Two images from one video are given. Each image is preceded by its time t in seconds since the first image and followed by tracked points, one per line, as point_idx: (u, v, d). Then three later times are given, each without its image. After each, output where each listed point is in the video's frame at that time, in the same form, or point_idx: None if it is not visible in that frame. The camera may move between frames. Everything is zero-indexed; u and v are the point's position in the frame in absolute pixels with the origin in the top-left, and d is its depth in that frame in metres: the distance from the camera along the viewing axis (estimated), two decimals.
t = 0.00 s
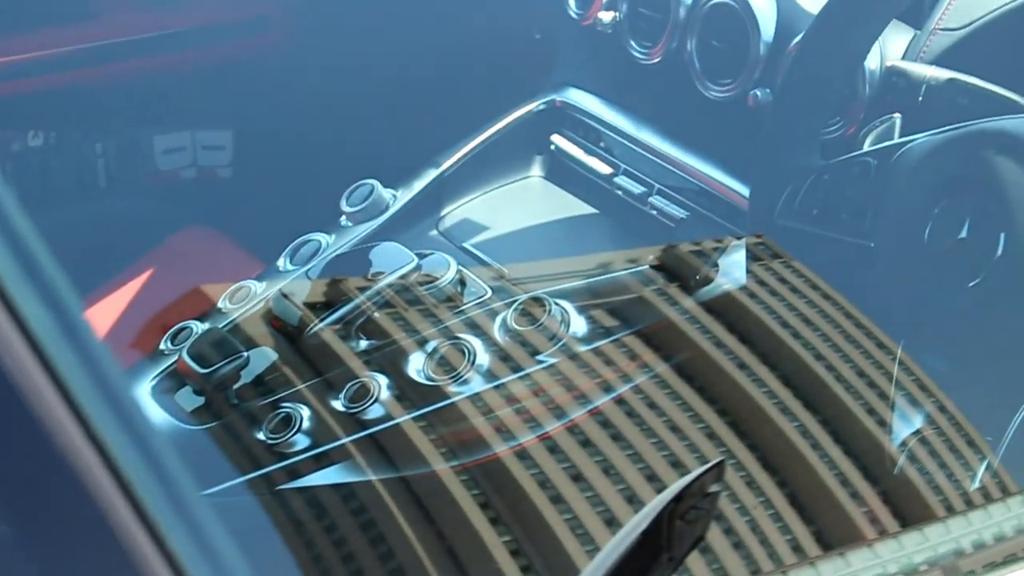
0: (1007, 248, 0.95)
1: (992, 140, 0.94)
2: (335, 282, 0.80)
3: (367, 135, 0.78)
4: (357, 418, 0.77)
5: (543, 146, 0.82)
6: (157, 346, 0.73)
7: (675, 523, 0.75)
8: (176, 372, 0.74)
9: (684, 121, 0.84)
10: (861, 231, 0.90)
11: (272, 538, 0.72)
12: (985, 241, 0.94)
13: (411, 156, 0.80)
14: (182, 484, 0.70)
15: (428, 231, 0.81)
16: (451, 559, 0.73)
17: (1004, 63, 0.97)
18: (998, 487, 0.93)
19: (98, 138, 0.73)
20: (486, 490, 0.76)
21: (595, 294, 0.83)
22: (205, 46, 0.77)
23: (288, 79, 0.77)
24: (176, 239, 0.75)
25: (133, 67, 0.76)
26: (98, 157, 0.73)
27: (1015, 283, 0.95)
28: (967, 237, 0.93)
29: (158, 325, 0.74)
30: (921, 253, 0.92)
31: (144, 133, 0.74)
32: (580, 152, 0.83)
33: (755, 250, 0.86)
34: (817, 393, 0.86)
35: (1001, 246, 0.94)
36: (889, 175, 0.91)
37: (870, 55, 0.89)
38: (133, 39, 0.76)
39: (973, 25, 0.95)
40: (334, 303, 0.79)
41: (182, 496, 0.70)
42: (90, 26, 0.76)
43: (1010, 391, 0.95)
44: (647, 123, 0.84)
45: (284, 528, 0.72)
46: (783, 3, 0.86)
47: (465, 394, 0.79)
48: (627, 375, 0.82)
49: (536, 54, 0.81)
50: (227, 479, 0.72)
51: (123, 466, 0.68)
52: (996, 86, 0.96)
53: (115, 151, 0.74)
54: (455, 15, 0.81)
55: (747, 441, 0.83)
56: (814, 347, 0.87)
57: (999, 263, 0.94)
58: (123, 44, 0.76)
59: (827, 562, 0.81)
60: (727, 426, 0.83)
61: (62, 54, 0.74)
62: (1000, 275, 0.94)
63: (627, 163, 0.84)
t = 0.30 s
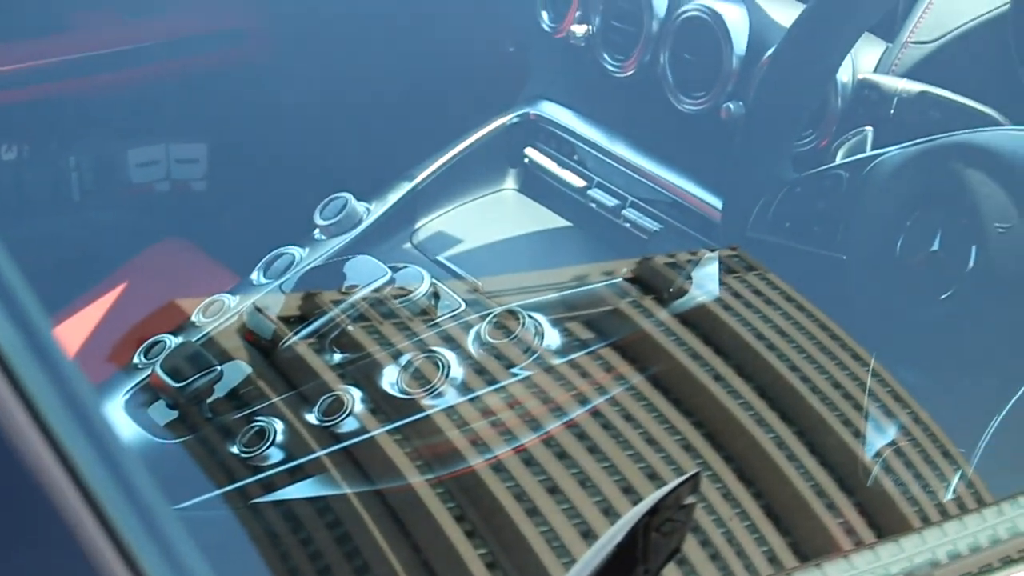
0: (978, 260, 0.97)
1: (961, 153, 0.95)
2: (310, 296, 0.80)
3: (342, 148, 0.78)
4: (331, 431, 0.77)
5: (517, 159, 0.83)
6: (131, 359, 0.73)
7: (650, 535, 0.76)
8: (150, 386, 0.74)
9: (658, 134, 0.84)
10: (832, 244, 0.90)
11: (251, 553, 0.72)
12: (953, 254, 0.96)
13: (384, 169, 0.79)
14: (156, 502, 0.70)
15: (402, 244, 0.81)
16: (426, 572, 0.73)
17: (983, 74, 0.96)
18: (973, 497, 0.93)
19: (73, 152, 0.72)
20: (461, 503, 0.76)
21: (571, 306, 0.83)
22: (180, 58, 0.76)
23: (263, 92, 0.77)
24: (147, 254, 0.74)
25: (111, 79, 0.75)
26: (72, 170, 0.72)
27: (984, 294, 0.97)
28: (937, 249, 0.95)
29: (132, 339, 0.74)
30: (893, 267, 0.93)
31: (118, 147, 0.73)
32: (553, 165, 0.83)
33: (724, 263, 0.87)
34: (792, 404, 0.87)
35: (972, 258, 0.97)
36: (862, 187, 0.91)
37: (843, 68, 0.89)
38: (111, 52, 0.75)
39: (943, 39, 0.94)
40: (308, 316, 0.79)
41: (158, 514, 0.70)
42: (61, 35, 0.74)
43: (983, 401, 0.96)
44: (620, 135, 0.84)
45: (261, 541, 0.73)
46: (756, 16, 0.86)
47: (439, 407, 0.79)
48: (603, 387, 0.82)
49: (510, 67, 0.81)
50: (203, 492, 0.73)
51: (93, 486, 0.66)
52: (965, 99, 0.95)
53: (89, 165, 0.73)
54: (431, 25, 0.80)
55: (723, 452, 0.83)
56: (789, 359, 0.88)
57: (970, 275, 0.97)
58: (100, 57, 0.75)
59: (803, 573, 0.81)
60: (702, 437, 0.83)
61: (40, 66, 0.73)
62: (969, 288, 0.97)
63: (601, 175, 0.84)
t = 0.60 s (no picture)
0: (957, 264, 0.96)
1: (940, 157, 0.95)
2: (291, 301, 0.79)
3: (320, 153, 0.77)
4: (312, 436, 0.76)
5: (497, 164, 0.82)
6: (110, 365, 0.73)
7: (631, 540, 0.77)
8: (129, 392, 0.73)
9: (638, 139, 0.84)
10: (812, 248, 0.90)
11: (233, 558, 0.72)
12: (937, 257, 0.95)
13: (362, 173, 0.79)
14: (135, 508, 0.70)
15: (382, 249, 0.80)
16: None
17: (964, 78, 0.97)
18: (954, 500, 0.94)
19: (53, 157, 0.73)
20: (444, 508, 0.76)
21: (553, 310, 0.82)
22: (160, 63, 0.76)
23: (242, 96, 0.76)
24: (127, 259, 0.75)
25: (87, 84, 0.74)
26: (52, 176, 0.73)
27: (964, 299, 0.96)
28: (916, 254, 0.94)
29: (113, 344, 0.74)
30: (873, 272, 0.92)
31: (97, 152, 0.74)
32: (533, 169, 0.82)
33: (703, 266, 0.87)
34: (774, 408, 0.87)
35: (951, 261, 0.95)
36: (841, 192, 0.91)
37: (823, 72, 0.90)
38: (90, 58, 0.75)
39: (923, 43, 0.94)
40: (289, 321, 0.79)
41: (132, 519, 0.70)
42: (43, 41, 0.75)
43: (964, 405, 0.96)
44: (600, 139, 0.84)
45: (243, 548, 0.73)
46: (736, 21, 0.86)
47: (420, 411, 0.79)
48: (584, 391, 0.82)
49: (490, 72, 0.81)
50: (185, 496, 0.73)
51: (71, 494, 0.67)
52: (947, 103, 0.95)
53: (69, 171, 0.73)
54: (412, 31, 0.80)
55: (705, 456, 0.83)
56: (770, 362, 0.88)
57: (949, 278, 0.95)
58: (81, 63, 0.75)
59: None
60: (684, 441, 0.83)
61: (19, 71, 0.73)
62: (949, 293, 0.96)
63: (582, 179, 0.83)
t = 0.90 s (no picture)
0: (941, 268, 0.96)
1: (925, 160, 0.95)
2: (277, 305, 0.79)
3: (303, 158, 0.77)
4: (298, 440, 0.77)
5: (483, 167, 0.81)
6: (96, 369, 0.73)
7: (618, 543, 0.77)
8: (114, 398, 0.73)
9: (624, 143, 0.84)
10: (796, 252, 0.90)
11: (220, 563, 0.72)
12: (920, 261, 0.95)
13: (348, 178, 0.78)
14: (120, 514, 0.70)
15: (368, 253, 0.80)
16: None
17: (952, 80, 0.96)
18: (940, 503, 0.95)
19: (37, 162, 0.73)
20: (430, 512, 0.77)
21: (540, 313, 0.83)
22: (143, 66, 0.76)
23: (227, 100, 0.76)
24: (112, 264, 0.74)
25: (71, 88, 0.74)
26: (37, 181, 0.73)
27: (947, 303, 0.97)
28: (901, 258, 0.94)
29: (99, 349, 0.74)
30: (857, 277, 0.92)
31: (82, 157, 0.74)
32: (519, 173, 0.82)
33: (688, 269, 0.87)
34: (760, 410, 0.87)
35: (935, 265, 0.96)
36: (826, 194, 0.91)
37: (807, 76, 0.89)
38: (75, 61, 0.75)
39: (908, 46, 0.94)
40: (275, 325, 0.79)
41: (117, 526, 0.70)
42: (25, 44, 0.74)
43: (948, 407, 0.97)
44: (586, 143, 0.83)
45: (229, 552, 0.73)
46: (721, 25, 0.86)
47: (406, 416, 0.79)
48: (571, 394, 0.82)
49: (476, 76, 0.81)
50: (170, 501, 0.73)
51: (53, 500, 0.67)
52: (931, 107, 0.95)
53: (53, 176, 0.73)
54: (396, 34, 0.80)
55: (692, 460, 0.83)
56: (757, 366, 0.88)
57: (932, 282, 0.96)
58: (64, 66, 0.75)
59: None
60: (670, 444, 0.83)
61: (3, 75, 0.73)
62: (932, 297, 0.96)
63: (567, 183, 0.83)
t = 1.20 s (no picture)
0: (923, 274, 0.96)
1: (908, 167, 0.95)
2: (261, 311, 0.79)
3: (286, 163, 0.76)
4: (281, 447, 0.77)
5: (466, 173, 0.82)
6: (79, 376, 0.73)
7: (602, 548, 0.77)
8: (97, 404, 0.73)
9: (606, 149, 0.84)
10: (779, 258, 0.89)
11: (202, 569, 0.73)
12: (903, 266, 0.95)
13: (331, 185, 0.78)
14: (101, 522, 0.70)
15: (351, 260, 0.80)
16: None
17: (936, 84, 0.96)
18: (923, 508, 0.95)
19: (21, 169, 0.73)
20: (414, 518, 0.77)
21: (524, 319, 0.83)
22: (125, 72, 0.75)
23: (210, 105, 0.75)
24: (96, 272, 0.74)
25: (54, 95, 0.74)
26: (20, 187, 0.73)
27: (930, 306, 0.97)
28: (883, 263, 0.94)
29: (82, 356, 0.73)
30: (839, 284, 0.92)
31: (65, 163, 0.73)
32: (501, 180, 0.82)
33: (672, 275, 0.87)
34: (743, 415, 0.88)
35: (916, 271, 0.96)
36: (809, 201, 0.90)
37: (790, 82, 0.89)
38: (56, 67, 0.74)
39: (890, 52, 0.93)
40: (258, 331, 0.79)
41: (100, 534, 0.70)
42: (8, 53, 0.74)
43: (931, 411, 0.97)
44: (569, 149, 0.84)
45: (213, 559, 0.73)
46: (704, 31, 0.86)
47: (390, 422, 0.79)
48: (555, 400, 0.83)
49: (458, 82, 0.81)
50: (154, 508, 0.73)
51: (35, 508, 0.66)
52: (913, 113, 0.95)
53: (37, 183, 0.73)
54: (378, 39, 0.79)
55: (676, 465, 0.83)
56: (741, 371, 0.88)
57: (914, 288, 0.96)
58: (45, 74, 0.74)
59: None
60: (654, 449, 0.83)
61: None
62: (914, 303, 0.96)
63: (550, 189, 0.83)
